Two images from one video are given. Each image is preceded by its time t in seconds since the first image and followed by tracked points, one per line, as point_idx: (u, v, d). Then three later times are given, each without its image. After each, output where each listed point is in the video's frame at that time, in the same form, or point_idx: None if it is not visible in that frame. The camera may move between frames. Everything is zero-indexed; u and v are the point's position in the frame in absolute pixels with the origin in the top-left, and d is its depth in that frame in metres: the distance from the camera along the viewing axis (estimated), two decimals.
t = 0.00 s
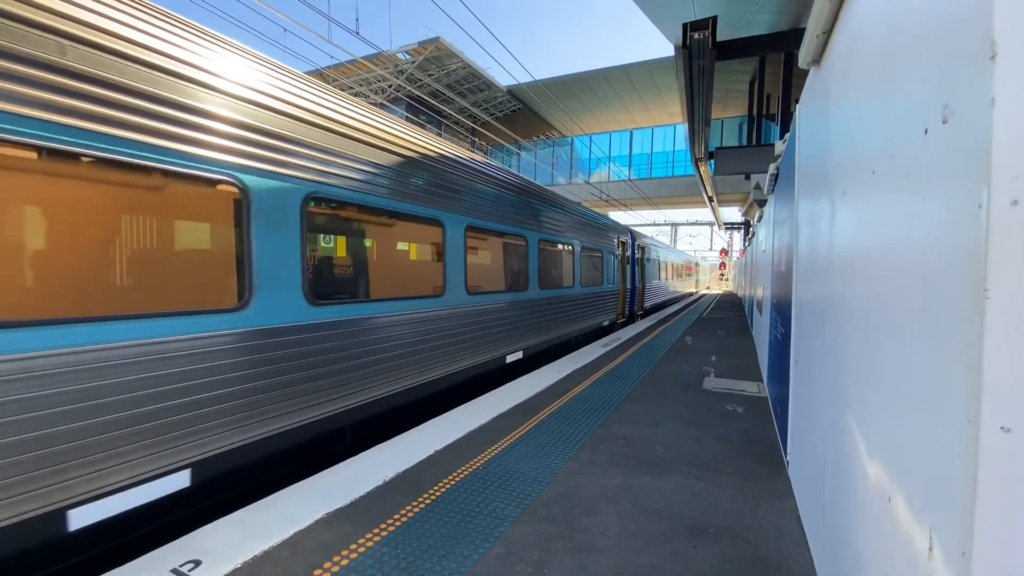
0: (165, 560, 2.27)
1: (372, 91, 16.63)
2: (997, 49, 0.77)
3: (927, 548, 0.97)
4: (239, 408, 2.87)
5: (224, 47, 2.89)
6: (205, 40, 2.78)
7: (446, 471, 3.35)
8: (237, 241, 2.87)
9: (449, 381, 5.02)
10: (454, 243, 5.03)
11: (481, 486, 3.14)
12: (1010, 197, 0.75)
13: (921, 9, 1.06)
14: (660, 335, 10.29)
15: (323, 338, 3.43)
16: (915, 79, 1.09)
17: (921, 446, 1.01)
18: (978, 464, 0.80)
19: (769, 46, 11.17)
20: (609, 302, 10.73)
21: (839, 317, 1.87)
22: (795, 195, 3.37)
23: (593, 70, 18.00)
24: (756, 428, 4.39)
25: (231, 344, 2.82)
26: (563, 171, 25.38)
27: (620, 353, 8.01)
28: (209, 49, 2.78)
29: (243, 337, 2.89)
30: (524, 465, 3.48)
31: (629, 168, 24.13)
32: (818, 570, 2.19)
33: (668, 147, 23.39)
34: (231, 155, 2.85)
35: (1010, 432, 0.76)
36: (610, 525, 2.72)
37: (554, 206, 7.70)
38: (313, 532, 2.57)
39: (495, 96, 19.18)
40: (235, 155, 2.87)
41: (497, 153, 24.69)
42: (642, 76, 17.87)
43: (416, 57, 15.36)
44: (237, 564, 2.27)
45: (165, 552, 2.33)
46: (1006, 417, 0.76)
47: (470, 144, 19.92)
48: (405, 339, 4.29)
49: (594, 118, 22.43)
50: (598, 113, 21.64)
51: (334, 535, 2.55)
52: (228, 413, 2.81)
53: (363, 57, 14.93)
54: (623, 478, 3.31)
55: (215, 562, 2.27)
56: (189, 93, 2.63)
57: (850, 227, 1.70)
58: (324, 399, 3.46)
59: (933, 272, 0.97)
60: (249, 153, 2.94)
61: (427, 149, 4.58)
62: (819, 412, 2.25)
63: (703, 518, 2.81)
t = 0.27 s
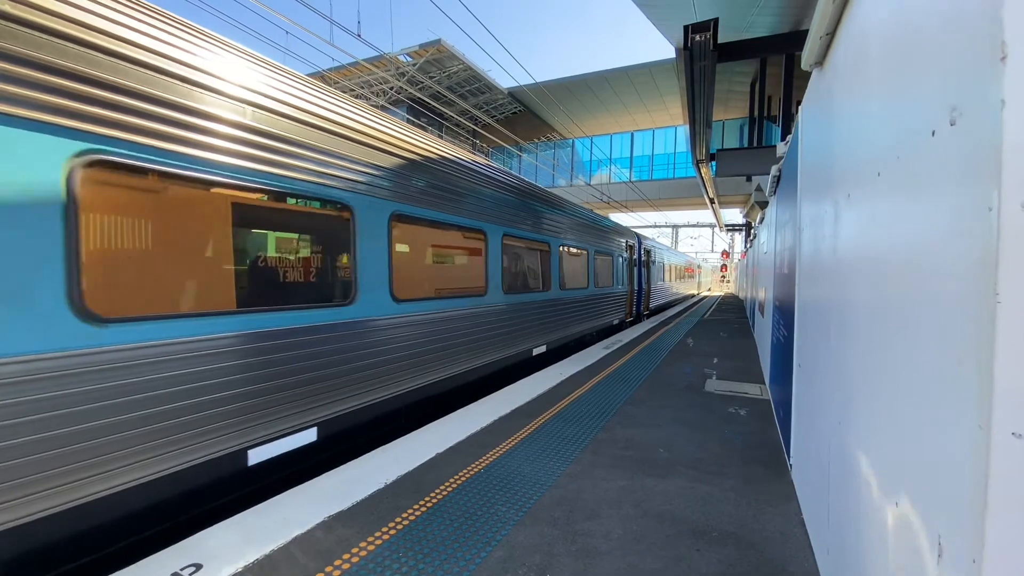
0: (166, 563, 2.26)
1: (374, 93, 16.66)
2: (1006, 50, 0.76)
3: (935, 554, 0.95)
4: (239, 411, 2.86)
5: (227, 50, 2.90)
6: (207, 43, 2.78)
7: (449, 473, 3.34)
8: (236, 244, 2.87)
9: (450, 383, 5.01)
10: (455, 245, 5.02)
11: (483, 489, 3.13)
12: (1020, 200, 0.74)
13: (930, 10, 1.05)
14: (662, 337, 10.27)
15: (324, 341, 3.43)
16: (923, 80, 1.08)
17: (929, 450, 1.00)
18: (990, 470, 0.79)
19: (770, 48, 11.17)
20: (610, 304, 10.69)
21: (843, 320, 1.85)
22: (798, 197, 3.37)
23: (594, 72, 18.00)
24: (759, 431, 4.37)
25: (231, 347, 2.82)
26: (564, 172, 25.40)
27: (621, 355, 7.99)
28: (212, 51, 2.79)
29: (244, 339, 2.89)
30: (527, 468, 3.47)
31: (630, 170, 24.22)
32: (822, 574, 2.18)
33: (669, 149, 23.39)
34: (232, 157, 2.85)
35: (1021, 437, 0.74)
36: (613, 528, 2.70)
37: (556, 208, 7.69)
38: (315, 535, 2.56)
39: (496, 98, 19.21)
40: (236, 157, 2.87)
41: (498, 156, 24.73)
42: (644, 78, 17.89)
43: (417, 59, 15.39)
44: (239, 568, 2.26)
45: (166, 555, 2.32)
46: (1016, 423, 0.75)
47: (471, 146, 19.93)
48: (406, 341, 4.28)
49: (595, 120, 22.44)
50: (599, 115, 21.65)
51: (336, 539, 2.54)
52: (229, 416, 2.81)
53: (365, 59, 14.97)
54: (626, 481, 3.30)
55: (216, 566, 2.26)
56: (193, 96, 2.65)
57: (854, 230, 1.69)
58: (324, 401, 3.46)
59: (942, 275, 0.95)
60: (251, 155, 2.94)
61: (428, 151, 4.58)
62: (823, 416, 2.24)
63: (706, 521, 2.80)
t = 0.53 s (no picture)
0: (170, 564, 2.26)
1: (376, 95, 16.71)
2: (1008, 51, 0.76)
3: (940, 556, 0.95)
4: (242, 412, 2.87)
5: (231, 53, 2.92)
6: (211, 46, 2.80)
7: (451, 475, 3.34)
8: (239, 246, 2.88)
9: (452, 385, 5.01)
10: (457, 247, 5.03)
11: (485, 491, 3.13)
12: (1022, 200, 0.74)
13: (932, 11, 1.05)
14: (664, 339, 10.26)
15: (326, 342, 3.43)
16: (925, 80, 1.08)
17: (933, 450, 0.99)
18: (994, 470, 0.79)
19: (772, 49, 11.17)
20: (611, 306, 10.68)
21: (846, 321, 1.85)
22: (800, 198, 3.37)
23: (595, 74, 18.00)
24: (761, 433, 4.37)
25: (234, 349, 2.83)
26: (565, 174, 25.43)
27: (623, 357, 7.98)
28: (215, 54, 2.81)
29: (246, 341, 2.89)
30: (529, 469, 3.47)
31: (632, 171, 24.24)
32: None
33: (670, 150, 23.40)
34: (236, 159, 2.86)
35: None
36: (616, 530, 2.70)
37: (557, 209, 7.70)
38: (318, 536, 2.56)
39: (498, 100, 19.24)
40: (239, 159, 2.88)
41: (500, 157, 24.76)
42: (645, 80, 17.90)
43: (418, 61, 15.44)
44: (242, 569, 2.26)
45: (170, 556, 2.32)
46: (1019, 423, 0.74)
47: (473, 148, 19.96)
48: (408, 343, 4.29)
49: (596, 122, 22.47)
50: (600, 116, 21.67)
51: (339, 540, 2.54)
52: (232, 417, 2.81)
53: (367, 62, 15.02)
54: (629, 482, 3.29)
55: (220, 567, 2.27)
56: (197, 99, 2.66)
57: (857, 230, 1.69)
58: (327, 402, 3.46)
59: (946, 275, 0.95)
60: (254, 157, 2.96)
61: (430, 153, 4.59)
62: (827, 417, 2.23)
63: (709, 522, 2.79)
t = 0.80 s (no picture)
0: (175, 565, 2.27)
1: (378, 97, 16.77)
2: (1010, 52, 0.76)
3: (946, 556, 0.95)
4: (246, 413, 2.89)
5: (233, 56, 2.94)
6: (214, 49, 2.82)
7: (454, 476, 3.34)
8: (242, 247, 2.90)
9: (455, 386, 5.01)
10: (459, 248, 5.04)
11: (488, 492, 3.13)
12: None
13: (935, 10, 1.05)
14: (667, 340, 10.24)
15: (330, 343, 3.44)
16: (929, 80, 1.08)
17: (937, 450, 1.00)
18: (999, 471, 0.79)
19: (774, 50, 11.15)
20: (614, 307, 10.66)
21: (850, 321, 1.85)
22: (803, 198, 3.36)
23: (597, 75, 18.01)
24: (765, 434, 4.35)
25: (238, 350, 2.84)
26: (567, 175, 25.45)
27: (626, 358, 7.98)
28: (218, 57, 2.82)
29: (250, 342, 2.91)
30: (532, 470, 3.47)
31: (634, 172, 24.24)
32: None
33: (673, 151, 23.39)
34: (239, 161, 2.87)
35: None
36: (619, 531, 2.70)
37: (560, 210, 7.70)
38: (322, 537, 2.57)
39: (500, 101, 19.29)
40: (243, 161, 2.90)
41: (502, 159, 24.80)
42: (647, 81, 17.90)
43: (421, 63, 15.50)
44: (246, 570, 2.27)
45: (174, 557, 2.33)
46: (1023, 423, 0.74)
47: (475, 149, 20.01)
48: (411, 344, 4.29)
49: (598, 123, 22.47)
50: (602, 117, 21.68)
51: (342, 541, 2.55)
52: (236, 419, 2.83)
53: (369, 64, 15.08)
54: (632, 483, 3.29)
55: (224, 568, 2.28)
56: (200, 101, 2.68)
57: (861, 230, 1.69)
58: (330, 404, 3.47)
59: (949, 276, 0.96)
60: (257, 159, 2.97)
61: (433, 154, 4.60)
62: (831, 417, 2.23)
63: (713, 524, 2.78)
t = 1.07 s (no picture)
0: (181, 565, 2.29)
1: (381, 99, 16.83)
2: (1010, 54, 0.77)
3: (949, 555, 0.95)
4: (250, 415, 2.90)
5: (237, 60, 2.96)
6: (218, 52, 2.84)
7: (458, 477, 3.35)
8: (247, 250, 2.92)
9: (459, 388, 5.02)
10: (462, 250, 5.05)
11: (492, 493, 3.13)
12: None
13: (936, 12, 1.06)
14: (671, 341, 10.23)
15: (333, 345, 3.46)
16: (930, 81, 1.08)
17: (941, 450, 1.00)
18: (1001, 470, 0.79)
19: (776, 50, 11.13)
20: (617, 307, 10.65)
21: (853, 321, 1.85)
22: (806, 199, 3.35)
23: (600, 76, 18.01)
24: (770, 435, 4.34)
25: (243, 352, 2.86)
26: (570, 176, 25.48)
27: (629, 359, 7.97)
28: (222, 61, 2.84)
29: (254, 344, 2.92)
30: (535, 472, 3.47)
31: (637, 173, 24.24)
32: None
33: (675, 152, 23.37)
34: (243, 164, 2.89)
35: None
36: (623, 532, 2.70)
37: (562, 212, 7.71)
38: (326, 538, 2.58)
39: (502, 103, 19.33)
40: (246, 164, 2.92)
41: (505, 161, 24.83)
42: (649, 82, 17.90)
43: (423, 65, 15.55)
44: (251, 570, 2.28)
45: (180, 557, 2.35)
46: None
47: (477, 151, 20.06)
48: (414, 346, 4.30)
49: (600, 124, 22.48)
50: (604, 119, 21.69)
51: (346, 542, 2.56)
52: (241, 420, 2.84)
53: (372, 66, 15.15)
54: (635, 484, 3.29)
55: (229, 569, 2.29)
56: (204, 104, 2.70)
57: (864, 231, 1.69)
58: (334, 405, 3.48)
59: (951, 276, 0.96)
60: (261, 162, 2.99)
61: (435, 156, 4.62)
62: (835, 418, 2.23)
63: (717, 525, 2.78)
